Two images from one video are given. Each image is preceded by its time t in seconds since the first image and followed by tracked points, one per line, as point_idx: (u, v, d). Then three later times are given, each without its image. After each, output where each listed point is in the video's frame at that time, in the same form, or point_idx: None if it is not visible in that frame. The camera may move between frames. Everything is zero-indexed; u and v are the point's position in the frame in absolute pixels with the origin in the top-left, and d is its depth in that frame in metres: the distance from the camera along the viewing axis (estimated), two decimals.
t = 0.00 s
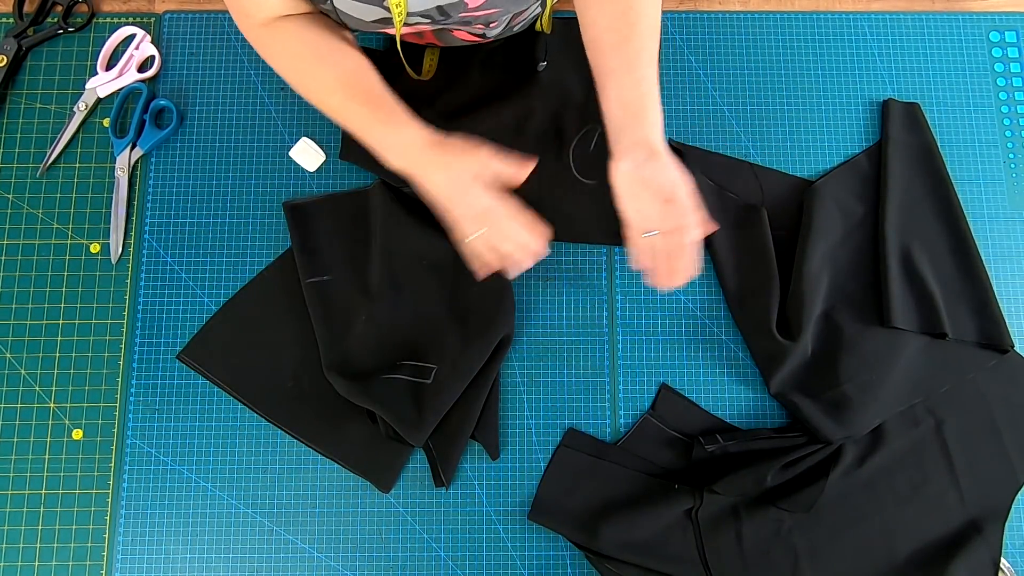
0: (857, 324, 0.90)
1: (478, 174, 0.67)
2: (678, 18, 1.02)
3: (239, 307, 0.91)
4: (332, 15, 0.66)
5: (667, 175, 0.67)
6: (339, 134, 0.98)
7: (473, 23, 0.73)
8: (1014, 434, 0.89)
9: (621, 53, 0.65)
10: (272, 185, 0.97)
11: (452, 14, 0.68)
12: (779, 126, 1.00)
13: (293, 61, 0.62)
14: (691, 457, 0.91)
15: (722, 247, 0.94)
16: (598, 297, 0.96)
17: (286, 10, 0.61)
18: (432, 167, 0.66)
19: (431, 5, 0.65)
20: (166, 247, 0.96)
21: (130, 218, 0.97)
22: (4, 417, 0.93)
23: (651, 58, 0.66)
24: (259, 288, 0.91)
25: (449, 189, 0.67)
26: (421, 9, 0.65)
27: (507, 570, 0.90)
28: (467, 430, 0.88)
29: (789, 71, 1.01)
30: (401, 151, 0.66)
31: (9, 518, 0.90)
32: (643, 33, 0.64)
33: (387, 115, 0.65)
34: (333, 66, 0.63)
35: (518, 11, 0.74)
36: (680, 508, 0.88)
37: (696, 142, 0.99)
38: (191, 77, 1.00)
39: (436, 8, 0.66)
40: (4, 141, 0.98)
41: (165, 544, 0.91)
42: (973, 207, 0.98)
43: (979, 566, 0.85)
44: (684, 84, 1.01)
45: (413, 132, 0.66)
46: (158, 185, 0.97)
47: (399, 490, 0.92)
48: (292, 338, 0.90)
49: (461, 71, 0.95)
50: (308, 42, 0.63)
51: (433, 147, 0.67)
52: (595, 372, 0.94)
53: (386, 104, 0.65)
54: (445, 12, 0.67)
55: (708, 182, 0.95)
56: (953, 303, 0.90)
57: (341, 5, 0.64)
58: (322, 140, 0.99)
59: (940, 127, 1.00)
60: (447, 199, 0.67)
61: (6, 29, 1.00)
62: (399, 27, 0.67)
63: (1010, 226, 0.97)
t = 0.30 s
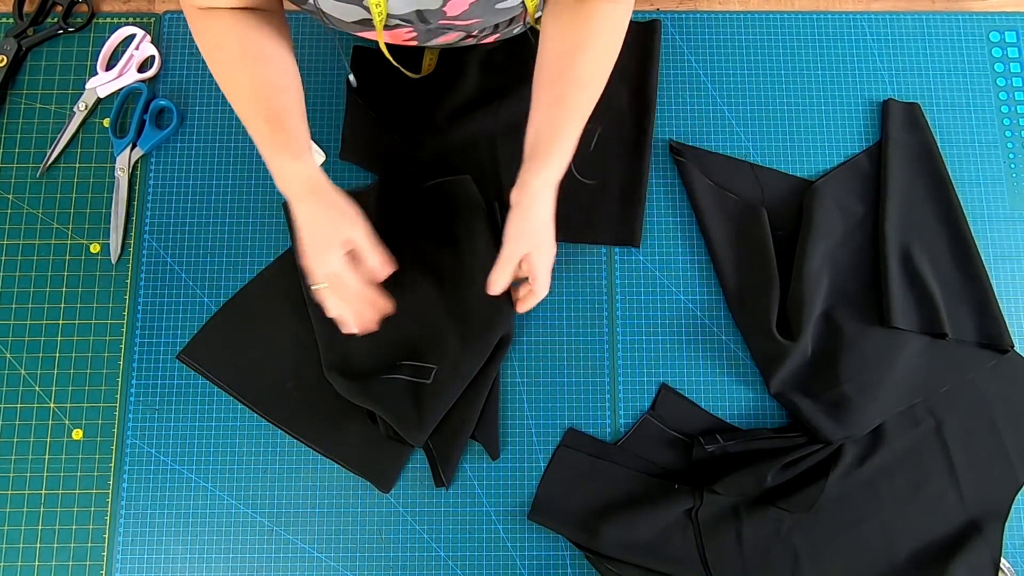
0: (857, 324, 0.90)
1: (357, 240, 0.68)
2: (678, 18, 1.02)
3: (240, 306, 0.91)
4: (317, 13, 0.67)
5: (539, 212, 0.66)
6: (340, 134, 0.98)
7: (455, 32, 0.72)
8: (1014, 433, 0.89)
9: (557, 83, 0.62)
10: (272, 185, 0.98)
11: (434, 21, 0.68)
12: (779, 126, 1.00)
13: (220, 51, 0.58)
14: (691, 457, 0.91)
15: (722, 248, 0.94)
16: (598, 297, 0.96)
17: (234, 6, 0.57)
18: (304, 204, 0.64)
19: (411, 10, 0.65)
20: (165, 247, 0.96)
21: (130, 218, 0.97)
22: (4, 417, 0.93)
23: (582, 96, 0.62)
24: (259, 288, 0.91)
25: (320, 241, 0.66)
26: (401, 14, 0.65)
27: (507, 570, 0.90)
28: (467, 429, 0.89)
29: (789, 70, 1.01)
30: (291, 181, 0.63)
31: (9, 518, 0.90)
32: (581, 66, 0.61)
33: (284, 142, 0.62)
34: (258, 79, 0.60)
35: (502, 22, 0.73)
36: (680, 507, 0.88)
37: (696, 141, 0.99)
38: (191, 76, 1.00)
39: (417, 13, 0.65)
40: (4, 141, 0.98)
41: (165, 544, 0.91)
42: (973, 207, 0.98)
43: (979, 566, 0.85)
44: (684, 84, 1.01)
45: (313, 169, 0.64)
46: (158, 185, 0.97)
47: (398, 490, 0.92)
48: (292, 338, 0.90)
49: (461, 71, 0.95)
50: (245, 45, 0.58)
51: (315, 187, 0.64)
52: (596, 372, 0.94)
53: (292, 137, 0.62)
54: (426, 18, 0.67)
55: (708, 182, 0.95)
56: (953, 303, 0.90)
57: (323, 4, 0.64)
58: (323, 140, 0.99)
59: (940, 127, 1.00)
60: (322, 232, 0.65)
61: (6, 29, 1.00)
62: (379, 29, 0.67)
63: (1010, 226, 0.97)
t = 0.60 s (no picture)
0: (857, 324, 0.90)
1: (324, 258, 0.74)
2: (678, 19, 1.02)
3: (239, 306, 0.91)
4: (308, 17, 0.67)
5: (520, 205, 0.69)
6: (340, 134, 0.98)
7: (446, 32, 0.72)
8: (1014, 433, 0.89)
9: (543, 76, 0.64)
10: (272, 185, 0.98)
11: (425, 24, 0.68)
12: (779, 126, 1.00)
13: (218, 55, 0.63)
14: (691, 457, 0.91)
15: (722, 247, 0.94)
16: (598, 297, 0.96)
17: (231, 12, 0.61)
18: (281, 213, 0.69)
19: (401, 14, 0.64)
20: (166, 247, 0.96)
21: (130, 218, 0.97)
22: (4, 417, 0.93)
23: (559, 98, 0.64)
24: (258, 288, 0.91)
25: (278, 252, 0.71)
26: (392, 17, 0.65)
27: (507, 570, 0.90)
28: (466, 429, 0.88)
29: (789, 71, 1.01)
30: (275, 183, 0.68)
31: (9, 518, 0.90)
32: (561, 67, 0.63)
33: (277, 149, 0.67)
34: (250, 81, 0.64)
35: (494, 23, 0.73)
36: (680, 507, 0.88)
37: (696, 142, 0.99)
38: (191, 77, 1.00)
39: (408, 17, 0.65)
40: (4, 141, 0.98)
41: (165, 544, 0.91)
42: (973, 207, 0.98)
43: (979, 566, 0.85)
44: (684, 84, 1.01)
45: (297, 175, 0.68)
46: (158, 185, 0.97)
47: (398, 490, 0.92)
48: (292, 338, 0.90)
49: (461, 71, 0.95)
50: (240, 51, 0.63)
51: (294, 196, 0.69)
52: (595, 372, 0.94)
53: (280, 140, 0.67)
54: (416, 21, 0.66)
55: (708, 182, 0.95)
56: (953, 304, 0.90)
57: (313, 8, 0.65)
58: (323, 140, 0.99)
59: (941, 127, 1.00)
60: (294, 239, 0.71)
61: (6, 29, 1.00)
62: (370, 35, 0.67)
63: (1010, 226, 0.97)
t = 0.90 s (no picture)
0: (857, 325, 0.90)
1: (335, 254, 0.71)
2: (678, 19, 1.02)
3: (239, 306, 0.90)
4: (303, 20, 0.67)
5: (536, 221, 0.68)
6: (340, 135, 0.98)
7: (445, 33, 0.72)
8: (1014, 433, 0.89)
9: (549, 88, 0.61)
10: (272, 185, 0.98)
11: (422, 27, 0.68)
12: (779, 126, 1.00)
13: (195, 44, 0.59)
14: (691, 457, 0.91)
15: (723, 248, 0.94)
16: (598, 297, 0.96)
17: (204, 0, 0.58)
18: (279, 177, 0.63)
19: (396, 18, 0.65)
20: (166, 247, 0.96)
21: (130, 218, 0.97)
22: (4, 417, 0.93)
23: (567, 110, 0.62)
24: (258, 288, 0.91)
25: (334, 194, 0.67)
26: (388, 21, 0.65)
27: (507, 570, 0.90)
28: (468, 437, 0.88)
29: (789, 71, 1.01)
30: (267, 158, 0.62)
31: (9, 518, 0.90)
32: (566, 79, 0.60)
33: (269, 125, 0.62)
34: (234, 52, 0.60)
35: (491, 25, 0.73)
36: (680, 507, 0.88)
37: (696, 142, 0.99)
38: (191, 77, 1.00)
39: (404, 21, 0.65)
40: (4, 141, 0.98)
41: (165, 544, 0.91)
42: (973, 207, 0.98)
43: (979, 566, 0.85)
44: (684, 84, 1.01)
45: (281, 136, 0.63)
46: (158, 185, 0.97)
47: (399, 490, 0.92)
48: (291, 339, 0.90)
49: (461, 71, 0.95)
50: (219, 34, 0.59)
51: (297, 151, 0.64)
52: (596, 372, 0.94)
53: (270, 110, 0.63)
54: (413, 25, 0.67)
55: (710, 181, 0.96)
56: (953, 303, 0.90)
57: (310, 12, 0.65)
58: (323, 140, 0.99)
59: (940, 127, 1.00)
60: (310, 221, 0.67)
61: (6, 29, 1.00)
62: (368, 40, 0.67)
63: (1010, 225, 0.97)
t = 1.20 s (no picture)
0: (857, 325, 0.90)
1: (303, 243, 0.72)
2: (678, 19, 1.02)
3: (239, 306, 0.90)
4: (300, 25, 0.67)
5: (542, 239, 0.67)
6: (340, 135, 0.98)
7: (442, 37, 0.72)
8: (1014, 433, 0.89)
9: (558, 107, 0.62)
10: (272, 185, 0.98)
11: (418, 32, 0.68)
12: (779, 126, 1.00)
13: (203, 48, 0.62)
14: (691, 458, 0.91)
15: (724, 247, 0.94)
16: (598, 297, 0.96)
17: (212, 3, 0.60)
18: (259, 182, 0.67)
19: (393, 22, 0.65)
20: (166, 247, 0.96)
21: (130, 218, 0.97)
22: (4, 417, 0.93)
23: (575, 128, 0.62)
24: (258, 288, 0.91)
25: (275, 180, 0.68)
26: (385, 26, 0.65)
27: (507, 570, 0.90)
28: (451, 462, 0.88)
29: (789, 70, 1.01)
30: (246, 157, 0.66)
31: (9, 518, 0.90)
32: (578, 97, 0.61)
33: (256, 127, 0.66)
34: (230, 57, 0.63)
35: (486, 29, 0.73)
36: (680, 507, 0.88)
37: (696, 141, 0.99)
38: (191, 77, 0.99)
39: (401, 26, 0.65)
40: (4, 141, 0.98)
41: (165, 544, 0.91)
42: (973, 207, 0.98)
43: (979, 566, 0.85)
44: (684, 84, 1.01)
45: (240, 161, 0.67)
46: (157, 185, 0.97)
47: (398, 490, 0.92)
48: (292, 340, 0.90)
49: (461, 71, 0.95)
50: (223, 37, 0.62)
51: (253, 172, 0.67)
52: (595, 372, 0.94)
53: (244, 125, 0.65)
54: (410, 29, 0.66)
55: (710, 182, 0.95)
56: (953, 304, 0.90)
57: (306, 17, 0.65)
58: (323, 140, 0.99)
59: (940, 126, 1.00)
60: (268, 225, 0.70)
61: (6, 29, 1.00)
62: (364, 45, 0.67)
63: (1010, 225, 0.97)
